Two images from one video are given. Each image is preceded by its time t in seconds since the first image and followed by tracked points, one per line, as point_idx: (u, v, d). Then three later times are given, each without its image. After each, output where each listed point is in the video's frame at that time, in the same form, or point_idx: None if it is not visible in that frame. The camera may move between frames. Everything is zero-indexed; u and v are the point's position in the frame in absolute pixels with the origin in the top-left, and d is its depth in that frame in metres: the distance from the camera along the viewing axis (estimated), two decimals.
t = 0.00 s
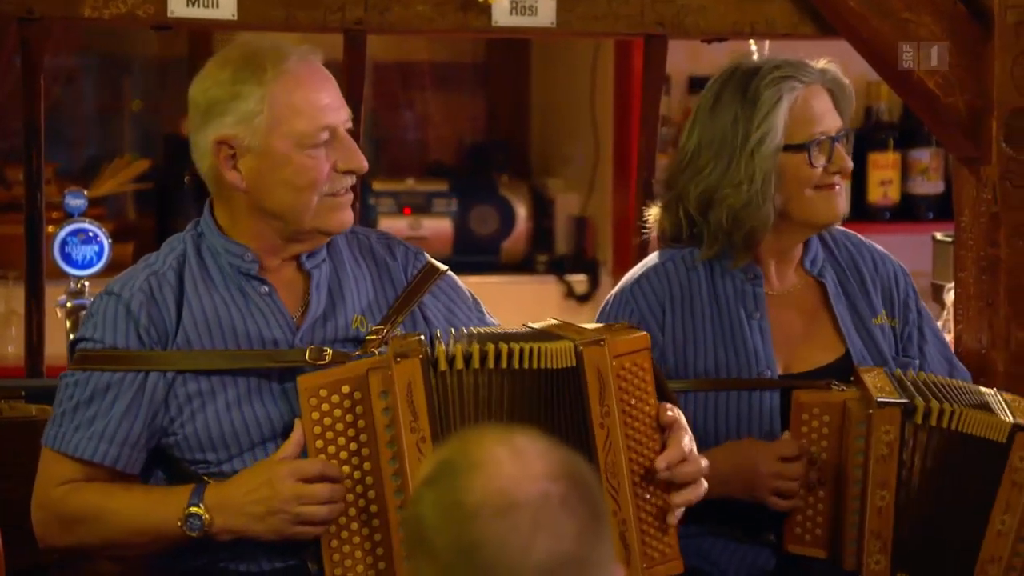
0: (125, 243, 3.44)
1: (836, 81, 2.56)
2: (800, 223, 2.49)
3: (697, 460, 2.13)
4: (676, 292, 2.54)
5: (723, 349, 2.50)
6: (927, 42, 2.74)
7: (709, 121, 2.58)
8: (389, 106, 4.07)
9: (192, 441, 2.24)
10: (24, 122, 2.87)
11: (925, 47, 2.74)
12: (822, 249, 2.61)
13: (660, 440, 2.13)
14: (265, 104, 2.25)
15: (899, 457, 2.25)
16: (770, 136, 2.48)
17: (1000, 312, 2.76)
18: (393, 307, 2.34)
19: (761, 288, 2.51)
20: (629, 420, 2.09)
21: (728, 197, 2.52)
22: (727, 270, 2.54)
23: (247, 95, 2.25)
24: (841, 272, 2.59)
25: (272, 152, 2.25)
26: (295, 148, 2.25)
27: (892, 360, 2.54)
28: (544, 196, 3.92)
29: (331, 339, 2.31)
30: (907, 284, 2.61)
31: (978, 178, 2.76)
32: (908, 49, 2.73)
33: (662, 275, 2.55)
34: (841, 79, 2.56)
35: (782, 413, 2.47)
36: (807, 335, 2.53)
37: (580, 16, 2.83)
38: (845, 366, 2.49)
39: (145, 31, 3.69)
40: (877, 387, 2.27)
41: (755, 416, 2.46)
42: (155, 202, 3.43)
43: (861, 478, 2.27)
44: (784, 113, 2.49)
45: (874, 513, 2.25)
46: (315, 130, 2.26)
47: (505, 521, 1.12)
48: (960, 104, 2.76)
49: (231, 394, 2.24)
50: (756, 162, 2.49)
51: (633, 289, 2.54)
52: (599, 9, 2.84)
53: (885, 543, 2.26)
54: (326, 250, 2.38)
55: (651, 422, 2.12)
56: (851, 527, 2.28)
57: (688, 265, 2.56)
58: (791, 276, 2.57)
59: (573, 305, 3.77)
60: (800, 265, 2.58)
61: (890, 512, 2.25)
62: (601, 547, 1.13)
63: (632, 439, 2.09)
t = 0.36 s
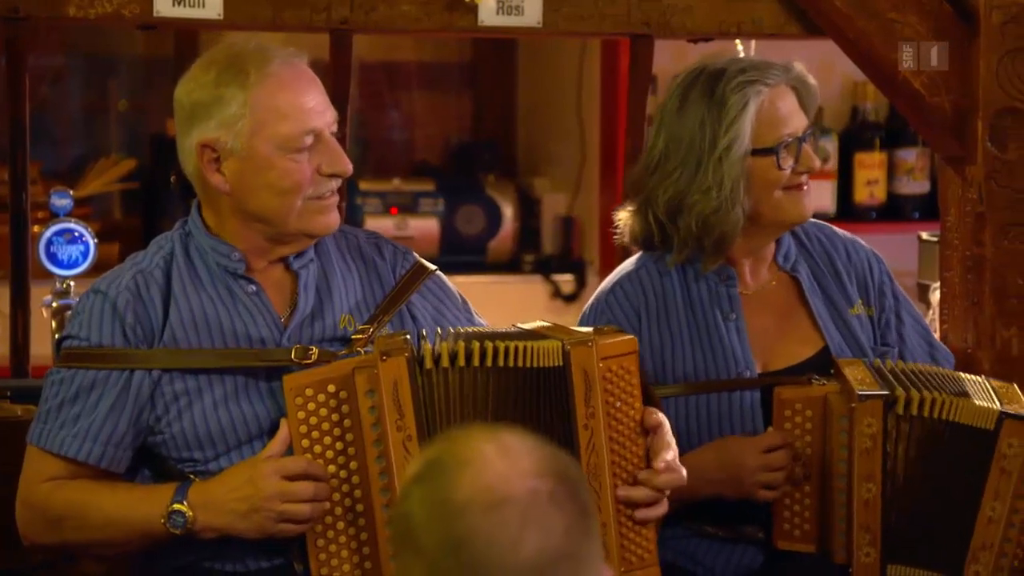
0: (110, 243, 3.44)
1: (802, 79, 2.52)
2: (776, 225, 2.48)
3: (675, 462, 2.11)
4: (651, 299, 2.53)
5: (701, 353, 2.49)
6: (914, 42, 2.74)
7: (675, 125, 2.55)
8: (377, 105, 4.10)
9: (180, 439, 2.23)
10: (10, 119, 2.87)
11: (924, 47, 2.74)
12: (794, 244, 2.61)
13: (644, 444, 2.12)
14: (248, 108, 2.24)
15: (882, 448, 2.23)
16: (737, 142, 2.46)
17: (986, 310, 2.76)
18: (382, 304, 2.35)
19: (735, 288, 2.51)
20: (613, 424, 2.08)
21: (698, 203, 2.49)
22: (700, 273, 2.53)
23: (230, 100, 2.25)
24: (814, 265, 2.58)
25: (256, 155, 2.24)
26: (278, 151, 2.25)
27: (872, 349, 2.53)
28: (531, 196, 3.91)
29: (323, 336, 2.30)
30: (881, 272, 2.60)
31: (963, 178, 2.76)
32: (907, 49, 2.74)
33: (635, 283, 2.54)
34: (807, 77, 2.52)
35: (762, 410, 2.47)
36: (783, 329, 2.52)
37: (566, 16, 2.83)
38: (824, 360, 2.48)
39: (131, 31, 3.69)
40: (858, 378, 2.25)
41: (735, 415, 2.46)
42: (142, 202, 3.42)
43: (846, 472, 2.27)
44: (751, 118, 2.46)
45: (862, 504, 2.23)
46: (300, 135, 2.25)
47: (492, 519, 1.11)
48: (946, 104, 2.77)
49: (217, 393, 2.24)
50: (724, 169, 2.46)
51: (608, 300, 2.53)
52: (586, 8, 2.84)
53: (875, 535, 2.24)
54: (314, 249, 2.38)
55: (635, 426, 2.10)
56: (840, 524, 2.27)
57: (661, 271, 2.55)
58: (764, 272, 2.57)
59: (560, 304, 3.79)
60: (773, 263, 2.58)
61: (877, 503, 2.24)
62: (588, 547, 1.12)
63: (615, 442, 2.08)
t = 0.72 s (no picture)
0: (92, 244, 3.43)
1: (744, 86, 2.51)
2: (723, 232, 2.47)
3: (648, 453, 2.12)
4: (610, 312, 2.52)
5: (662, 362, 2.49)
6: (894, 43, 2.74)
7: (618, 137, 2.53)
8: (359, 105, 4.14)
9: (160, 438, 2.23)
10: None
11: (925, 48, 2.75)
12: (750, 245, 2.60)
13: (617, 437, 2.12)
14: (218, 109, 2.24)
15: (848, 454, 2.25)
16: (680, 156, 2.44)
17: (967, 310, 2.76)
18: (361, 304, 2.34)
19: (692, 296, 2.50)
20: (582, 416, 2.09)
21: (642, 216, 2.48)
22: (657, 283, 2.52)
23: (201, 101, 2.25)
24: (772, 264, 2.58)
25: (227, 158, 2.24)
26: (250, 152, 2.24)
27: (834, 344, 2.54)
28: (514, 195, 3.90)
29: (304, 336, 2.30)
30: (840, 268, 2.61)
31: (944, 178, 2.77)
32: (909, 48, 2.75)
33: (594, 297, 2.53)
34: (749, 83, 2.51)
35: (727, 417, 2.47)
36: (744, 335, 2.52)
37: (548, 16, 2.83)
38: (783, 364, 2.48)
39: (112, 31, 3.69)
40: (819, 386, 2.26)
41: (701, 423, 2.46)
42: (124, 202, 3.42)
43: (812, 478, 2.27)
44: (692, 132, 2.44)
45: (831, 513, 2.25)
46: (271, 136, 2.24)
47: (476, 515, 1.12)
48: (927, 105, 2.76)
49: (198, 393, 2.23)
50: (667, 183, 2.45)
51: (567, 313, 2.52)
52: (568, 8, 2.84)
53: (846, 540, 2.26)
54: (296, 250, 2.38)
55: (606, 420, 2.11)
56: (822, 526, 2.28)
57: (618, 283, 2.54)
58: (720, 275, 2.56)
59: (542, 304, 3.80)
60: (727, 266, 2.57)
61: (846, 510, 2.25)
62: (572, 544, 1.13)
63: (586, 435, 2.10)
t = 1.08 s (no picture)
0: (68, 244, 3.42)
1: (717, 89, 2.49)
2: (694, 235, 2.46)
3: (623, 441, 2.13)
4: (585, 309, 2.53)
5: (637, 360, 2.50)
6: (869, 44, 2.75)
7: (586, 136, 2.54)
8: (338, 106, 4.14)
9: (136, 440, 2.23)
10: None
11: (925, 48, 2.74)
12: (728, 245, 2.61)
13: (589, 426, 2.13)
14: (190, 114, 2.23)
15: (821, 449, 2.25)
16: (638, 162, 2.44)
17: (943, 309, 2.77)
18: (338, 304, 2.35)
19: (668, 294, 2.51)
20: (555, 409, 2.10)
21: (602, 219, 2.50)
22: (633, 281, 2.53)
23: (173, 106, 2.24)
24: (749, 264, 2.58)
25: (199, 163, 2.23)
26: (222, 159, 2.23)
27: (813, 343, 2.52)
28: (492, 196, 3.92)
29: (280, 338, 2.29)
30: (821, 264, 2.60)
31: (922, 178, 2.78)
32: (909, 48, 2.75)
33: (570, 296, 2.54)
34: (721, 86, 2.49)
35: (702, 414, 2.47)
36: (721, 334, 2.52)
37: (526, 16, 2.84)
38: (762, 359, 2.48)
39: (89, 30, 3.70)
40: (791, 382, 2.27)
41: (675, 419, 2.46)
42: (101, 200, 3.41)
43: (788, 478, 2.27)
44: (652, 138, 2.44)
45: (806, 508, 2.24)
46: (243, 141, 2.23)
47: (464, 510, 1.08)
48: (904, 105, 2.77)
49: (174, 394, 2.23)
50: (626, 188, 2.46)
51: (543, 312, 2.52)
52: (546, 9, 2.84)
53: (824, 536, 2.25)
54: (272, 250, 2.37)
55: (577, 411, 2.12)
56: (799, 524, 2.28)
57: (595, 282, 2.55)
58: (695, 275, 2.56)
59: (522, 304, 3.79)
60: (705, 265, 2.57)
61: (822, 505, 2.25)
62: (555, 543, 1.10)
63: (559, 427, 2.10)
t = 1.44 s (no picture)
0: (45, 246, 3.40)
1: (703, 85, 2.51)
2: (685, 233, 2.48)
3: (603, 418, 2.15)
4: (585, 292, 2.56)
5: (634, 347, 2.52)
6: (849, 44, 2.75)
7: (581, 129, 2.60)
8: (317, 106, 4.13)
9: (114, 441, 2.23)
10: None
11: (925, 49, 2.71)
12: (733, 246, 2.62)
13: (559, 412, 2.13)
14: (166, 117, 2.22)
15: (817, 451, 2.25)
16: (613, 157, 2.49)
17: (920, 309, 2.78)
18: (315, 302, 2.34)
19: (669, 287, 2.53)
20: (522, 398, 2.10)
21: (584, 211, 2.56)
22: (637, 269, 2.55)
23: (148, 108, 2.23)
24: (752, 267, 2.59)
25: (176, 165, 2.22)
26: (197, 161, 2.22)
27: (809, 353, 2.53)
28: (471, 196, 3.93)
29: (258, 335, 2.29)
30: (819, 273, 2.61)
31: (899, 178, 2.79)
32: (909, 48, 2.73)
33: (572, 281, 2.58)
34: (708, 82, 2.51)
35: (695, 411, 2.47)
36: (719, 332, 2.53)
37: (504, 16, 2.84)
38: (763, 358, 2.49)
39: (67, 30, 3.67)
40: (792, 381, 2.26)
41: (669, 415, 2.47)
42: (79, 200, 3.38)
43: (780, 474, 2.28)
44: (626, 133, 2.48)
45: (795, 511, 2.25)
46: (219, 143, 2.22)
47: (445, 508, 1.07)
48: (881, 105, 2.78)
49: (152, 395, 2.22)
50: (603, 180, 2.51)
51: (544, 292, 2.57)
52: (524, 9, 2.84)
53: (807, 539, 2.25)
54: (246, 248, 2.37)
55: (545, 399, 2.12)
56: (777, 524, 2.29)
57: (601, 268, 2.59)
58: (700, 275, 2.57)
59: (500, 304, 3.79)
60: (709, 264, 2.58)
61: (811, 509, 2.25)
62: (536, 543, 1.10)
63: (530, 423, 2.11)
